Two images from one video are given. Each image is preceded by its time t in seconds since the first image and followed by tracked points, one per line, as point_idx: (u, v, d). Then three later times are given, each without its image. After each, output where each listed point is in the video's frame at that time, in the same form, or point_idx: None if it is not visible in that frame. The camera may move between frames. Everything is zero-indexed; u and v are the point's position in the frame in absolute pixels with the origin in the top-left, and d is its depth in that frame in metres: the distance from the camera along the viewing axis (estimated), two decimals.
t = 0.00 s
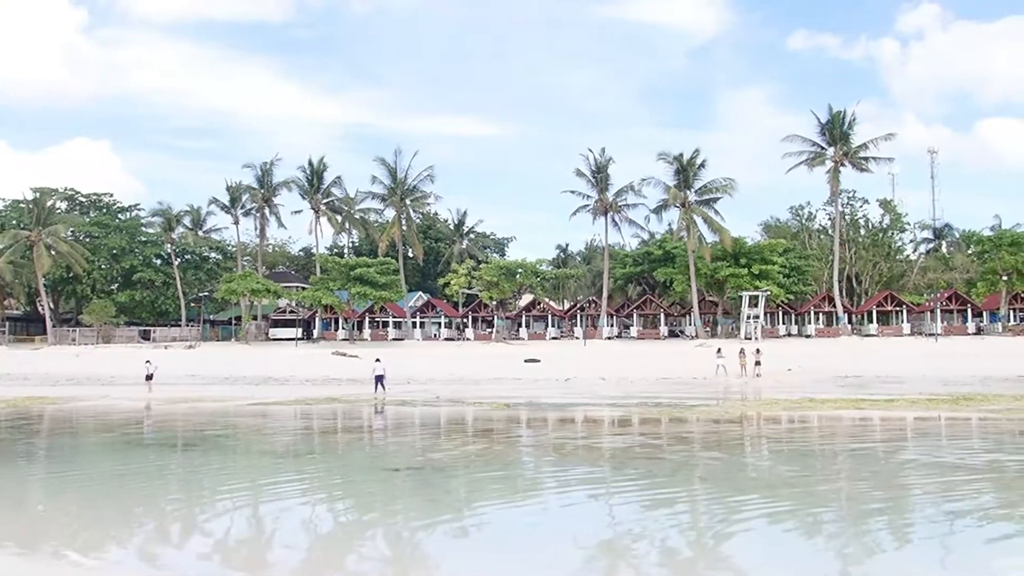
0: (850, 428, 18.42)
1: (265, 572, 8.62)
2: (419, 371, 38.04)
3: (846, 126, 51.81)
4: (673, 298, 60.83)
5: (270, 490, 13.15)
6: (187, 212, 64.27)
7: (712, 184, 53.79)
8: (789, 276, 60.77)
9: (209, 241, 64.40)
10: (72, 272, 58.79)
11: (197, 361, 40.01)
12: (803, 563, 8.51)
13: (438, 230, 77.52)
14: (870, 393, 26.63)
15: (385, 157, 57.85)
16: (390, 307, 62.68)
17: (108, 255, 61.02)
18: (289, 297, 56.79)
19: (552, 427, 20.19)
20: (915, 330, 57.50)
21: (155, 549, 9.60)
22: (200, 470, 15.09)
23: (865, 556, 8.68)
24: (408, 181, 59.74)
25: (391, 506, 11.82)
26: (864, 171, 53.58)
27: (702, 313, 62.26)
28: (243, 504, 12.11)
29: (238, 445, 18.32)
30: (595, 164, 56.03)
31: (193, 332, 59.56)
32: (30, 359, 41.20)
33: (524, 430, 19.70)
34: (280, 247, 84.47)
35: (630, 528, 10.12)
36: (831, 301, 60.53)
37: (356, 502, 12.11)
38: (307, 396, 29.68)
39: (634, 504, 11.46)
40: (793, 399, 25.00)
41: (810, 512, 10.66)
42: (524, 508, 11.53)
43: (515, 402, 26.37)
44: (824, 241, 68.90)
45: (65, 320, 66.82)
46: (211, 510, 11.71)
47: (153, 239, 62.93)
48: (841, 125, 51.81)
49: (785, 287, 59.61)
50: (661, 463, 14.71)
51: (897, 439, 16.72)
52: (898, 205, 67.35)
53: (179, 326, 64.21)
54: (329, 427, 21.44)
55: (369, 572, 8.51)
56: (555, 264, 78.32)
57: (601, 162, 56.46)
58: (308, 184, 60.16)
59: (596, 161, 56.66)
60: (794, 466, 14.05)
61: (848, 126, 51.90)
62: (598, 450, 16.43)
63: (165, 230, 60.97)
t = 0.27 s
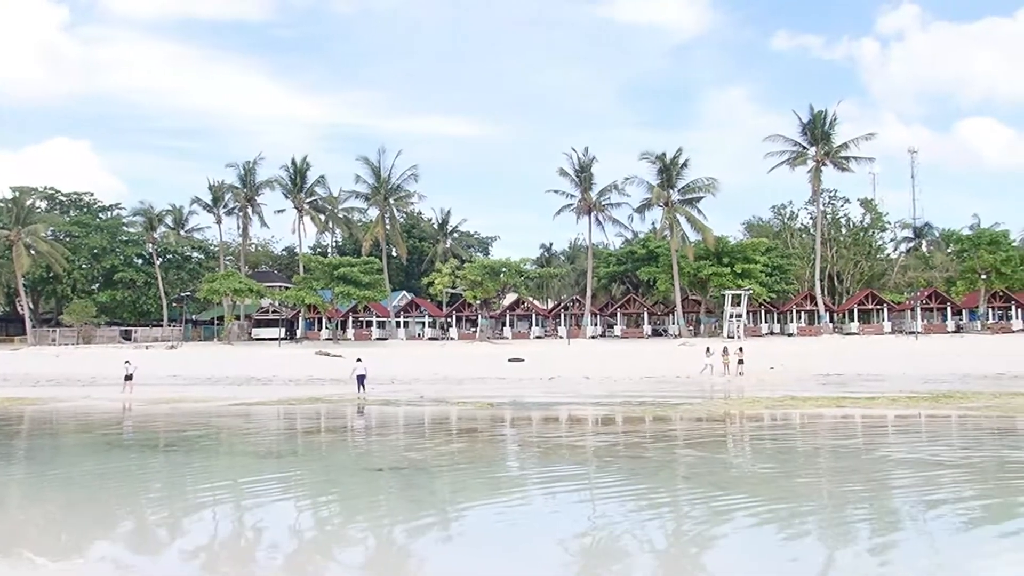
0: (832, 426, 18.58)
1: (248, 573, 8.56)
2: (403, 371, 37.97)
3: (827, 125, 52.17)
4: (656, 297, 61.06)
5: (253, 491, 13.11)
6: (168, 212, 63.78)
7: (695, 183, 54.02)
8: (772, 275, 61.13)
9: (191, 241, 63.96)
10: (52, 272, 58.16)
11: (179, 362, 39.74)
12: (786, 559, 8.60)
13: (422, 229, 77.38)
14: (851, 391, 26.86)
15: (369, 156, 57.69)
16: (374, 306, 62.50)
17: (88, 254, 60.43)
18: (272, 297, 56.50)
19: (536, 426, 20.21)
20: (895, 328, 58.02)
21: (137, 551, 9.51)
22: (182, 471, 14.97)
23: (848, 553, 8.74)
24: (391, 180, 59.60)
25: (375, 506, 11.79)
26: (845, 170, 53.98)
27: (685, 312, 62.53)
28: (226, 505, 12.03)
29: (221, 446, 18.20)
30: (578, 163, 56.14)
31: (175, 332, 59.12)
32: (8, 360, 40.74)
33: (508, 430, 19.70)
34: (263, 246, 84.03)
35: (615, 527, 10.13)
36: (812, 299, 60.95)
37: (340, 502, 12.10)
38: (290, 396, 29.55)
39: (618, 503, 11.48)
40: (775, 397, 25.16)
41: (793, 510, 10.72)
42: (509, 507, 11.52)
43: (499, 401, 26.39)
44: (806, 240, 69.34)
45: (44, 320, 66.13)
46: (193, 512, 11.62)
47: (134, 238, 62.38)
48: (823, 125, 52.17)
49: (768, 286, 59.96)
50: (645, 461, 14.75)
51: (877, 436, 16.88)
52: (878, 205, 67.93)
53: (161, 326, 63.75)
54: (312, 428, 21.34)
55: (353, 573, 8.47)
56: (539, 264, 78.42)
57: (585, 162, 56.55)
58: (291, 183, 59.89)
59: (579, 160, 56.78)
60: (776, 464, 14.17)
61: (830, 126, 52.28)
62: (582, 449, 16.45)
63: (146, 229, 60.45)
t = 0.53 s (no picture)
0: (807, 430, 18.75)
1: None
2: (381, 374, 37.89)
3: (804, 132, 52.72)
4: (634, 302, 61.35)
5: (230, 494, 13.05)
6: (145, 212, 63.23)
7: (674, 188, 54.36)
8: (749, 280, 61.62)
9: (167, 242, 63.44)
10: (26, 272, 57.46)
11: (154, 364, 39.41)
12: (762, 562, 8.70)
13: (401, 232, 77.24)
14: (826, 396, 27.13)
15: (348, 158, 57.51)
16: (352, 309, 62.25)
17: (63, 255, 59.74)
18: (249, 299, 56.15)
19: (514, 430, 20.26)
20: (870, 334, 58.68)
21: (111, 554, 9.46)
22: (156, 475, 14.86)
23: (822, 556, 8.87)
24: (370, 183, 59.47)
25: (353, 509, 11.79)
26: (822, 177, 54.60)
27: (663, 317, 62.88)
28: (201, 509, 11.97)
29: (197, 449, 18.09)
30: (558, 167, 56.34)
31: (151, 334, 58.59)
32: None
33: (486, 433, 19.73)
34: (241, 248, 83.51)
35: (592, 530, 10.21)
36: (789, 304, 61.52)
37: (317, 506, 12.08)
38: (267, 399, 29.41)
39: (595, 507, 11.56)
40: (751, 402, 25.39)
41: (768, 514, 10.85)
42: (487, 511, 11.57)
43: (477, 405, 26.37)
44: (783, 246, 69.96)
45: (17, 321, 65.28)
46: (168, 515, 11.56)
47: (110, 239, 61.76)
48: (800, 131, 52.70)
49: (745, 291, 60.44)
50: (623, 465, 14.85)
51: (852, 441, 17.08)
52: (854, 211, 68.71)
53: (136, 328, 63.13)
54: (289, 431, 21.26)
55: None
56: (518, 267, 78.55)
57: (564, 166, 56.74)
58: (269, 185, 59.58)
59: (559, 164, 56.98)
60: (752, 468, 14.28)
61: (807, 132, 52.83)
62: (560, 453, 16.53)
63: (123, 230, 59.88)
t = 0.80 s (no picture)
0: (780, 433, 18.90)
1: None
2: (355, 376, 37.75)
3: (778, 137, 53.29)
4: (610, 304, 61.66)
5: (202, 498, 12.92)
6: (117, 213, 62.51)
7: (649, 192, 54.67)
8: (723, 283, 62.17)
9: (140, 243, 62.76)
10: None
11: (126, 366, 38.98)
12: (735, 564, 8.79)
13: (377, 234, 77.00)
14: (799, 399, 27.38)
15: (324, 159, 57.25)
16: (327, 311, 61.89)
17: (32, 256, 58.88)
18: (223, 300, 55.65)
19: (490, 432, 20.28)
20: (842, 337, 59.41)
21: (81, 559, 9.35)
22: (128, 478, 14.70)
23: (794, 559, 8.97)
24: (346, 184, 59.24)
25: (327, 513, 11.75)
26: (795, 181, 55.22)
27: (638, 319, 63.25)
28: (173, 513, 11.86)
29: (169, 452, 17.92)
30: (534, 170, 56.52)
31: (122, 335, 57.89)
32: None
33: (462, 436, 19.73)
34: (214, 249, 82.80)
35: (567, 533, 10.24)
36: (762, 308, 62.15)
37: (290, 510, 11.99)
38: (240, 401, 29.19)
39: (570, 510, 11.60)
40: (724, 404, 25.60)
41: (742, 516, 10.95)
42: (461, 514, 11.57)
43: (451, 408, 26.31)
44: (756, 249, 70.65)
45: None
46: (140, 519, 11.44)
47: (81, 239, 60.95)
48: (774, 136, 53.27)
49: (719, 294, 60.98)
50: (598, 468, 14.91)
51: (825, 444, 17.23)
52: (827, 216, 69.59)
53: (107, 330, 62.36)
54: (263, 433, 21.12)
55: None
56: (494, 269, 78.64)
57: (540, 169, 56.89)
58: (243, 186, 59.15)
59: (535, 167, 57.14)
60: (726, 471, 14.36)
61: (780, 137, 53.40)
62: (535, 455, 16.56)
63: (94, 231, 59.13)
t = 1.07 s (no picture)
0: (758, 436, 19.15)
1: None
2: (335, 378, 37.70)
3: (758, 141, 53.75)
4: (590, 307, 61.92)
5: (180, 499, 12.94)
6: (95, 212, 61.98)
7: (630, 195, 54.97)
8: (703, 286, 62.58)
9: (118, 243, 62.26)
10: None
11: (102, 366, 38.68)
12: (712, 566, 8.91)
13: (358, 235, 76.82)
14: (776, 402, 27.69)
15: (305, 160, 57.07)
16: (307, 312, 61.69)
17: (9, 255, 58.24)
18: (202, 301, 55.32)
19: (470, 434, 20.35)
20: (820, 340, 60.00)
21: (57, 561, 9.35)
22: (104, 479, 14.66)
23: (770, 560, 9.10)
24: (326, 185, 59.08)
25: (307, 514, 11.78)
26: (774, 185, 55.74)
27: (619, 322, 63.54)
28: (150, 514, 11.86)
29: (148, 453, 17.86)
30: (515, 172, 56.66)
31: (99, 336, 57.39)
32: None
33: (441, 438, 19.80)
34: (194, 249, 82.28)
35: (545, 535, 10.33)
36: (741, 311, 62.65)
37: (269, 510, 12.06)
38: (219, 402, 29.07)
39: (549, 511, 11.70)
40: (703, 407, 25.82)
41: (719, 518, 11.08)
42: (441, 515, 11.63)
43: (432, 410, 26.37)
44: (736, 253, 71.20)
45: None
46: (117, 520, 11.43)
47: (59, 239, 60.35)
48: (754, 141, 53.74)
49: (699, 297, 61.39)
50: (577, 470, 15.03)
51: (801, 446, 17.49)
52: (806, 220, 70.28)
53: (84, 330, 61.80)
54: (242, 435, 21.08)
55: None
56: (475, 272, 78.71)
57: (520, 171, 57.04)
58: (223, 186, 58.84)
59: (516, 169, 57.28)
60: (704, 473, 14.57)
61: (760, 142, 53.90)
62: (515, 457, 16.65)
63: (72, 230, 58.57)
